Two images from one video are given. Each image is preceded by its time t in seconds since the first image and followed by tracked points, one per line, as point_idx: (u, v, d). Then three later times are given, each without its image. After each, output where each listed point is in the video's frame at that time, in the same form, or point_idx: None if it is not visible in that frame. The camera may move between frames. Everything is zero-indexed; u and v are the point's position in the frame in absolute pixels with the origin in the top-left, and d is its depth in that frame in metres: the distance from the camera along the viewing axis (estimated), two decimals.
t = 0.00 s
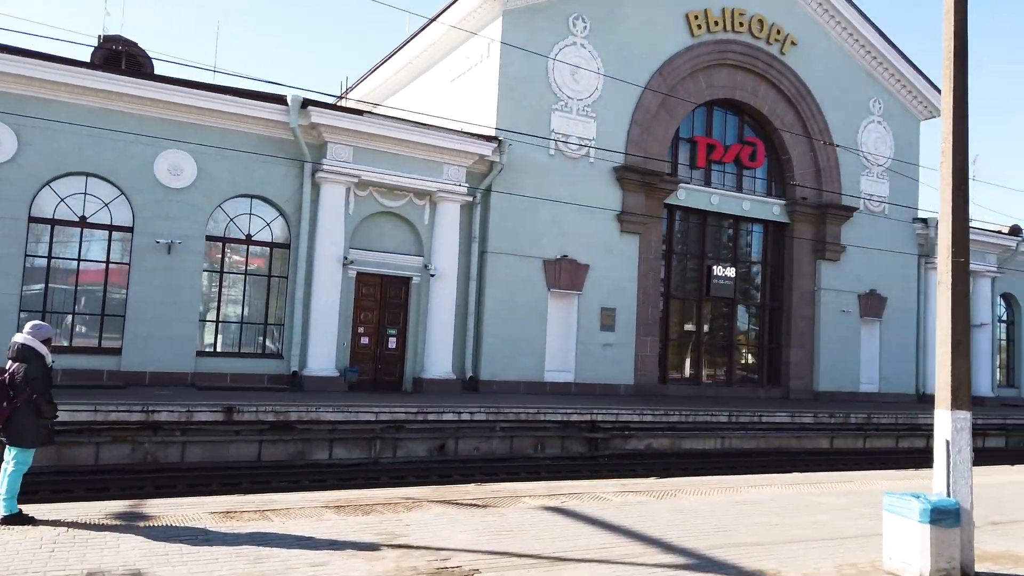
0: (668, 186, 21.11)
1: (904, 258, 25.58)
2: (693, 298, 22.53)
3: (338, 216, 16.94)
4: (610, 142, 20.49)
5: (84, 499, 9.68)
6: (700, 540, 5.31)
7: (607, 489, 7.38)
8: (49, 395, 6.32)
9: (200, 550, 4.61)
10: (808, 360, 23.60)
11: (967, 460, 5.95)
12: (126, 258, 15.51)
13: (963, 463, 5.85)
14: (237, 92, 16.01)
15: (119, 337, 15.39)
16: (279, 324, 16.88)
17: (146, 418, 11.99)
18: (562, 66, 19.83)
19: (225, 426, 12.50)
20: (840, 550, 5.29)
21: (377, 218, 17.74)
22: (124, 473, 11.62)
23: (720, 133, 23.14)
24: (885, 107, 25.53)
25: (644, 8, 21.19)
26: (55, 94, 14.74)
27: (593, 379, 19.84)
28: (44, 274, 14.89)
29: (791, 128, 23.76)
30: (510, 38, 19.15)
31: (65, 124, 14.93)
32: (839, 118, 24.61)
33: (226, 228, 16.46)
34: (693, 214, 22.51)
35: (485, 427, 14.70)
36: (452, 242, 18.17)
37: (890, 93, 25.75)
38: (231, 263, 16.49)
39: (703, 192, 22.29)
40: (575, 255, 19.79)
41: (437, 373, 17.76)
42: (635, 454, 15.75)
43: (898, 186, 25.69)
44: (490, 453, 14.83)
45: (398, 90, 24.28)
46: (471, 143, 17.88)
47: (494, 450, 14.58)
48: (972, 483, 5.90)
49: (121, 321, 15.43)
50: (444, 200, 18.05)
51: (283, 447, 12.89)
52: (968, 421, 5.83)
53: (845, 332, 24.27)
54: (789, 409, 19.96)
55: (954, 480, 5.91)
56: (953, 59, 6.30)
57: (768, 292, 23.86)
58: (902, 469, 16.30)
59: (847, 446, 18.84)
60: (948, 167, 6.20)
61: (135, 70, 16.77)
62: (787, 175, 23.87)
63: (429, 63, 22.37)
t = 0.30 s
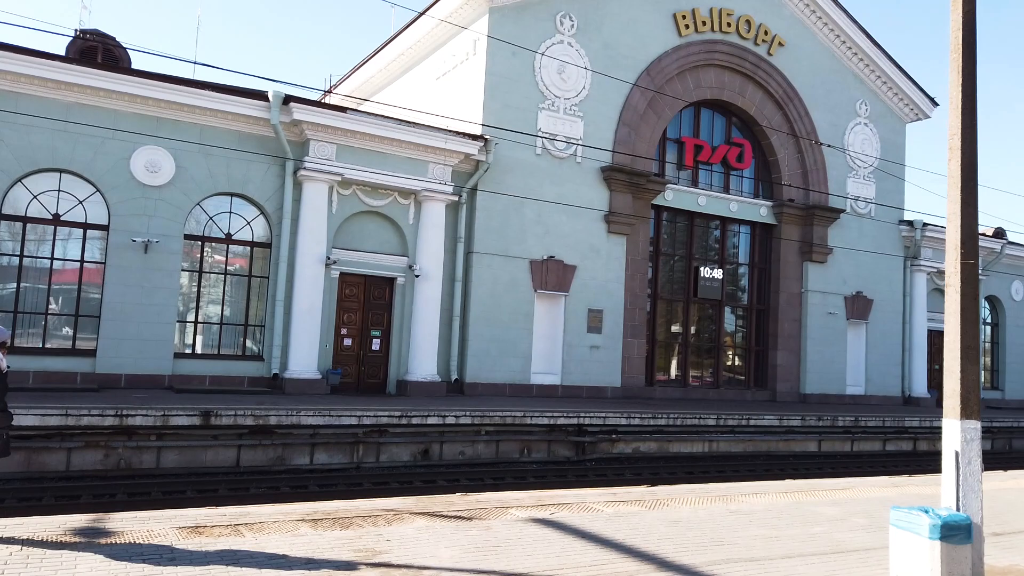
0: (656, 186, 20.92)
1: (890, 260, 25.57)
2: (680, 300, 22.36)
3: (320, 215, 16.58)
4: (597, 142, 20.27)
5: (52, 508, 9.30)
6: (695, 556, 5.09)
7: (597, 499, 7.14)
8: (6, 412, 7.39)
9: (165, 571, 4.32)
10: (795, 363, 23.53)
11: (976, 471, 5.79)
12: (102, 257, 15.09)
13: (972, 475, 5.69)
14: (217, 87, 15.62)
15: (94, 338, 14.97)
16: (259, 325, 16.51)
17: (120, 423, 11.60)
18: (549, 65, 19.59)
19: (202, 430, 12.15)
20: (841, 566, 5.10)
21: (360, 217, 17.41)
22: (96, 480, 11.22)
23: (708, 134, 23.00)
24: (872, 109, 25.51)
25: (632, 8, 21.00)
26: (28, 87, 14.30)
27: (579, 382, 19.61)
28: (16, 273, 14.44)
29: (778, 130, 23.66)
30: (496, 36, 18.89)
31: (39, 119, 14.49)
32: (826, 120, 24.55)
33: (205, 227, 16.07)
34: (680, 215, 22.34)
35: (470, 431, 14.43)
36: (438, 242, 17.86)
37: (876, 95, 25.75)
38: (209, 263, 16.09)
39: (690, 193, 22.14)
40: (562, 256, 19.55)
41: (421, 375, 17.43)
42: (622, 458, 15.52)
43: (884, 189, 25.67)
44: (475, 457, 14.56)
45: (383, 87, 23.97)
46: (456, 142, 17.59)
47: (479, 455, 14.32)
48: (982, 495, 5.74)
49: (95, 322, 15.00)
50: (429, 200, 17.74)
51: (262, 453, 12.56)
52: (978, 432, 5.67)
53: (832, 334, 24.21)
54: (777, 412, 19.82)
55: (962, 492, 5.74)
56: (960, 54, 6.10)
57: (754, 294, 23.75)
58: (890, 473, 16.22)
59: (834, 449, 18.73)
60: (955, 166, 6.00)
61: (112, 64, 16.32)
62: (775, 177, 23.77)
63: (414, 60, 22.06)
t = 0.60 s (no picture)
0: (652, 186, 20.70)
1: (887, 261, 25.42)
2: (676, 301, 22.14)
3: (312, 213, 16.29)
4: (593, 141, 20.05)
5: (30, 513, 8.98)
6: (700, 567, 4.87)
7: (595, 506, 6.92)
8: None
9: None
10: (791, 365, 23.33)
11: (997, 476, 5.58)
12: (87, 255, 14.76)
13: (995, 482, 5.49)
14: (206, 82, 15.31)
15: (79, 338, 14.63)
16: (248, 325, 16.20)
17: (103, 425, 11.27)
18: (544, 63, 19.36)
19: (188, 433, 11.83)
20: None
21: (352, 215, 17.12)
22: (78, 484, 10.90)
23: (704, 133, 22.80)
24: (868, 110, 25.38)
25: (628, 6, 20.78)
26: (12, 81, 13.96)
27: (574, 383, 19.35)
28: None
29: (775, 130, 23.48)
30: (491, 33, 18.65)
31: (22, 114, 14.15)
32: (822, 120, 24.40)
33: (193, 224, 15.75)
34: (677, 216, 22.13)
35: (464, 433, 14.15)
36: (432, 241, 17.57)
37: (873, 95, 25.62)
38: (197, 262, 15.78)
39: (686, 193, 21.93)
40: (557, 256, 19.30)
41: (413, 377, 17.13)
42: (618, 461, 15.25)
43: (881, 190, 25.53)
44: (469, 460, 14.28)
45: (377, 85, 23.72)
46: (450, 139, 17.33)
47: (473, 458, 14.04)
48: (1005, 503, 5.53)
49: (79, 321, 14.66)
50: (423, 198, 17.46)
51: (250, 456, 12.24)
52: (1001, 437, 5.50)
53: (828, 336, 24.04)
54: (774, 414, 19.59)
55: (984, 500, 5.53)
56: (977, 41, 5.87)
57: (750, 296, 23.54)
58: (888, 476, 16.04)
59: (832, 451, 18.52)
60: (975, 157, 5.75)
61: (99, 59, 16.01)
62: (771, 177, 23.59)
63: (408, 58, 21.80)
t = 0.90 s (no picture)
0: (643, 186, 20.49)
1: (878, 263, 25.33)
2: (667, 302, 21.94)
3: (297, 211, 15.96)
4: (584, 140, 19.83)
5: None
6: None
7: (587, 514, 6.69)
8: None
9: None
10: (781, 367, 23.18)
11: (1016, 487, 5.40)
12: (66, 253, 14.38)
13: (1012, 493, 5.28)
14: (190, 77, 14.97)
15: (56, 338, 14.24)
16: (232, 325, 15.86)
17: (79, 427, 10.93)
18: (535, 61, 19.11)
19: (167, 436, 11.50)
20: None
21: (339, 214, 16.81)
22: (52, 489, 10.57)
23: (696, 133, 22.62)
24: (860, 111, 25.30)
25: (621, 3, 20.57)
26: None
27: (564, 385, 19.11)
28: None
29: (766, 130, 23.34)
30: (482, 30, 18.40)
31: None
32: (814, 121, 24.28)
33: (175, 222, 15.40)
34: (668, 216, 21.94)
35: (452, 436, 13.86)
36: (420, 240, 17.26)
37: (865, 96, 25.54)
38: (179, 260, 15.43)
39: (678, 194, 21.74)
40: (547, 256, 19.05)
41: (401, 378, 16.83)
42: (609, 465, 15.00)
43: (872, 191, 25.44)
44: (457, 464, 13.99)
45: (366, 82, 23.45)
46: (440, 137, 17.04)
47: (461, 461, 13.78)
48: None
49: (57, 321, 14.28)
50: (411, 197, 17.16)
51: (232, 460, 11.93)
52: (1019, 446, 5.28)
53: (819, 338, 23.91)
54: (766, 417, 19.40)
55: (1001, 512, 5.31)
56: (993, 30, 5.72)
57: (742, 297, 23.36)
58: (881, 480, 15.89)
59: (824, 454, 18.34)
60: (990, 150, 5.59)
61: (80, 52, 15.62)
62: (763, 178, 23.44)
63: (397, 55, 21.52)
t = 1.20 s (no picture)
0: (632, 185, 20.27)
1: (867, 263, 25.27)
2: (655, 302, 21.74)
3: (279, 208, 15.62)
4: (572, 139, 19.60)
5: None
6: None
7: (572, 519, 6.46)
8: None
9: None
10: (770, 368, 23.04)
11: (1023, 488, 5.57)
12: (39, 250, 13.98)
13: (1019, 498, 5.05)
14: (168, 70, 14.62)
15: (28, 338, 13.83)
16: (211, 324, 15.50)
17: (48, 429, 10.55)
18: (522, 57, 18.86)
19: (141, 439, 11.14)
20: None
21: (322, 211, 16.49)
22: (20, 493, 10.18)
23: (684, 132, 22.44)
24: (848, 111, 25.25)
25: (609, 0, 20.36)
26: None
27: (551, 386, 18.85)
28: None
29: (755, 129, 23.19)
30: (468, 26, 18.13)
31: None
32: (803, 121, 24.19)
33: (153, 218, 15.04)
34: (657, 216, 21.75)
35: (436, 438, 13.58)
36: (405, 238, 16.95)
37: (853, 97, 25.49)
38: (157, 257, 15.07)
39: (666, 193, 21.56)
40: (534, 255, 18.79)
41: (385, 379, 16.51)
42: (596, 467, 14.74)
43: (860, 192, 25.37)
44: (440, 467, 13.71)
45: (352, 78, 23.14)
46: (425, 133, 16.75)
47: (445, 464, 13.50)
48: None
49: (31, 320, 13.87)
50: (396, 194, 16.85)
51: (209, 463, 11.58)
52: None
53: (808, 339, 23.78)
54: (754, 418, 19.23)
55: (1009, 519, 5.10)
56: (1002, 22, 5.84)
57: (730, 298, 23.19)
58: (870, 482, 15.75)
59: (813, 456, 18.19)
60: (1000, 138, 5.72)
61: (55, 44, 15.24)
62: (751, 177, 23.30)
63: (383, 51, 21.23)
